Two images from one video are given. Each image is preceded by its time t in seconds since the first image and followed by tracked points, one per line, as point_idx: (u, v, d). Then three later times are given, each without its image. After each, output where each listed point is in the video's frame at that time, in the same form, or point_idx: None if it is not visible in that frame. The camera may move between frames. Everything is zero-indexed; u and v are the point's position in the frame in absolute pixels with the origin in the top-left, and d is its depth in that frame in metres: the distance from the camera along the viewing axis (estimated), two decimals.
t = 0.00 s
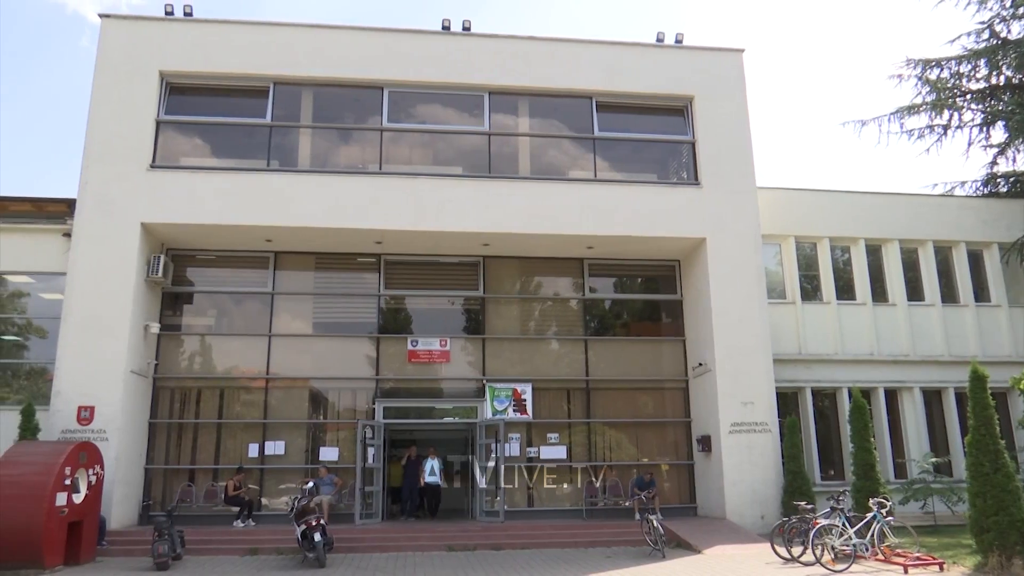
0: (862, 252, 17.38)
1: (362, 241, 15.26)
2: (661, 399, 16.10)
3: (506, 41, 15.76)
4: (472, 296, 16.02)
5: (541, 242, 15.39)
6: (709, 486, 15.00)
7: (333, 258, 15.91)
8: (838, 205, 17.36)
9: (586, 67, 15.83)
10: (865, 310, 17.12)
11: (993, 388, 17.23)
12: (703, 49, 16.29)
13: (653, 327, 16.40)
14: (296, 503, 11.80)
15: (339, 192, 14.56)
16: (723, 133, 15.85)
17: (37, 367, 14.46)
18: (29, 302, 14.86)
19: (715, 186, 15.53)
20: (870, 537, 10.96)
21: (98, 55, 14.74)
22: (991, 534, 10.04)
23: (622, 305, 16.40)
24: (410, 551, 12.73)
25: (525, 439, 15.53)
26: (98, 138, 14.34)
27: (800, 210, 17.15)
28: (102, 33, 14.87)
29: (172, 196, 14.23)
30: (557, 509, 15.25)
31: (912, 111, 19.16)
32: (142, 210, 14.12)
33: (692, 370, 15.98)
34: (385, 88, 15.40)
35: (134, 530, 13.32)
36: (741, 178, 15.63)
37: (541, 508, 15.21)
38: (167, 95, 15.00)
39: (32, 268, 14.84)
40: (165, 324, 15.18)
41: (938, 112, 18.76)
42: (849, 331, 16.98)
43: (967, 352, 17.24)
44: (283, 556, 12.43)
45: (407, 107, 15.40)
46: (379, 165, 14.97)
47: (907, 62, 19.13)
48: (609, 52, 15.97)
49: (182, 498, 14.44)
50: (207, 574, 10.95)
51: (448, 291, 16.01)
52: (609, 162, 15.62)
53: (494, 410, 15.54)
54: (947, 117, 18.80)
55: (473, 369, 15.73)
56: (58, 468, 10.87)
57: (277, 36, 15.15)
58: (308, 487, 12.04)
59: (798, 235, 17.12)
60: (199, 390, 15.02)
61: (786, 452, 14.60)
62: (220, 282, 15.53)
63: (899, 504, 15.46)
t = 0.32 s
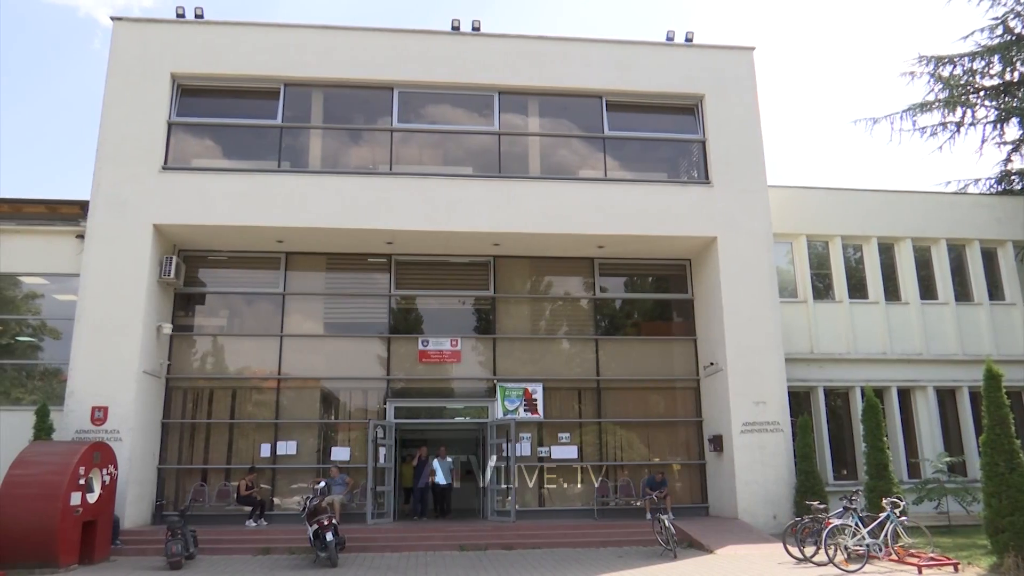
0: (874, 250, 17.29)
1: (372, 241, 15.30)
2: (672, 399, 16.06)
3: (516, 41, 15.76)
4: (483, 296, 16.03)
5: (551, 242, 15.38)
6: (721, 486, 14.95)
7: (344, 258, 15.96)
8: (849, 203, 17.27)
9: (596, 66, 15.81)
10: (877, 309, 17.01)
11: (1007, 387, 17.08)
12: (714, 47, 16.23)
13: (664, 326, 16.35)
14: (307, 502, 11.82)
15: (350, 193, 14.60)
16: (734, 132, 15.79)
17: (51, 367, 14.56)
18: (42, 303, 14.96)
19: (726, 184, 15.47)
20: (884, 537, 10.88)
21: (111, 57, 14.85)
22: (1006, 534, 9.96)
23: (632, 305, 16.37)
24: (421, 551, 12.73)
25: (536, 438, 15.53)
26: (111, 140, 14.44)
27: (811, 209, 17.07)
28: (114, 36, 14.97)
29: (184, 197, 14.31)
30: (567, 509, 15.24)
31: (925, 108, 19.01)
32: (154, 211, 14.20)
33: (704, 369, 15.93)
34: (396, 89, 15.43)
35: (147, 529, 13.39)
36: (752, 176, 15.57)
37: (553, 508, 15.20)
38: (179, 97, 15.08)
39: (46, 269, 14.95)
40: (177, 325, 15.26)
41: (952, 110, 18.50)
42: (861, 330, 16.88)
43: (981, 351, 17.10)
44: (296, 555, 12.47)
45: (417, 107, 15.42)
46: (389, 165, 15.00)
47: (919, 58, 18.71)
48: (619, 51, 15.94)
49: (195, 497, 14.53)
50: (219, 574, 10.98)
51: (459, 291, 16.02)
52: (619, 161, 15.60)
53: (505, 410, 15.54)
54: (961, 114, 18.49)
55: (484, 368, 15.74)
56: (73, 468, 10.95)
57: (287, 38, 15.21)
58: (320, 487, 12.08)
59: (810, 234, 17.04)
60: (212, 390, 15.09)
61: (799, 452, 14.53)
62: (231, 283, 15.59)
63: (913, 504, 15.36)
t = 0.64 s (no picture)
0: (886, 248, 17.20)
1: (382, 241, 15.33)
2: (683, 399, 16.02)
3: (525, 41, 15.75)
4: (493, 296, 16.03)
5: (561, 241, 15.37)
6: (732, 485, 14.90)
7: (354, 258, 15.99)
8: (861, 201, 17.18)
9: (605, 65, 15.78)
10: (889, 308, 16.92)
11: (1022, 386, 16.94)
12: (723, 46, 16.17)
13: (675, 326, 16.32)
14: (318, 502, 11.87)
15: (360, 193, 14.63)
16: (744, 131, 15.73)
17: (64, 368, 14.66)
18: (56, 304, 15.06)
19: (736, 183, 15.42)
20: (896, 537, 10.81)
21: (123, 59, 14.93)
22: (1020, 535, 9.89)
23: (643, 304, 16.34)
24: (432, 550, 12.75)
25: (547, 438, 15.53)
26: (122, 142, 14.52)
27: (822, 207, 16.99)
28: (125, 38, 15.05)
29: (195, 198, 14.37)
30: (578, 509, 15.23)
31: (937, 105, 18.87)
32: (166, 213, 14.28)
33: (714, 369, 15.89)
34: (405, 89, 15.45)
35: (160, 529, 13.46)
36: (762, 175, 15.51)
37: (563, 508, 15.19)
38: (189, 98, 15.15)
39: (59, 270, 15.04)
40: (189, 325, 15.33)
41: (963, 107, 18.44)
42: (873, 329, 16.79)
43: (995, 350, 16.98)
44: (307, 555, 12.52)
45: (426, 108, 15.44)
46: (399, 165, 15.02)
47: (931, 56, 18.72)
48: (628, 50, 15.91)
49: (207, 497, 14.60)
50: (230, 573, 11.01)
51: (469, 291, 16.04)
52: (628, 161, 15.57)
53: (516, 409, 15.54)
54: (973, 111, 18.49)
55: (494, 368, 15.74)
56: (86, 467, 11.02)
57: (297, 39, 15.26)
58: (331, 487, 12.13)
59: (821, 232, 16.96)
60: (223, 390, 15.16)
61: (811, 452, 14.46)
62: (243, 283, 15.65)
63: (926, 504, 15.27)
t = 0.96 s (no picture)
0: (899, 247, 17.10)
1: (393, 242, 15.35)
2: (694, 398, 15.97)
3: (534, 41, 15.74)
4: (503, 296, 16.03)
5: (571, 241, 15.36)
6: (744, 485, 14.84)
7: (365, 259, 16.03)
8: (872, 199, 17.07)
9: (615, 64, 15.75)
10: (902, 306, 16.82)
11: None
12: (733, 44, 16.11)
13: (686, 325, 16.27)
14: (329, 502, 11.89)
15: (370, 194, 14.67)
16: (754, 129, 15.67)
17: (78, 369, 14.77)
18: (69, 305, 15.17)
19: (747, 181, 15.36)
20: (910, 537, 10.72)
21: (134, 62, 15.03)
22: None
23: (653, 303, 16.29)
24: (444, 550, 12.77)
25: (558, 438, 15.52)
26: (134, 144, 14.61)
27: (834, 205, 16.91)
28: (137, 41, 15.14)
29: (206, 200, 14.44)
30: (589, 509, 15.21)
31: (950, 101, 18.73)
32: (177, 214, 14.35)
33: (725, 368, 15.84)
34: (414, 89, 15.47)
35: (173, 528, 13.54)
36: (773, 173, 15.44)
37: (574, 507, 15.18)
38: (200, 100, 15.22)
39: (73, 271, 15.15)
40: (201, 326, 15.41)
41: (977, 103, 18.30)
42: (886, 328, 16.69)
43: (1009, 348, 16.83)
44: (319, 555, 12.57)
45: (436, 108, 15.45)
46: (409, 166, 15.04)
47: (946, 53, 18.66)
48: (637, 49, 15.87)
49: (219, 497, 14.67)
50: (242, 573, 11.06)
51: (479, 291, 16.04)
52: (638, 160, 15.54)
53: (526, 409, 15.53)
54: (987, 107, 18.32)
55: (504, 368, 15.74)
56: (99, 467, 11.08)
57: (307, 40, 15.31)
58: (342, 487, 12.17)
59: (833, 231, 16.87)
60: (235, 390, 15.23)
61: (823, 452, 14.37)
62: (254, 284, 15.72)
63: (940, 503, 15.16)
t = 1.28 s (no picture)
0: (913, 245, 16.98)
1: (404, 242, 15.38)
2: (707, 397, 15.91)
3: (545, 40, 15.73)
4: (515, 295, 16.03)
5: (582, 240, 15.34)
6: (757, 485, 14.77)
7: (376, 259, 16.06)
8: (886, 197, 16.96)
9: (625, 63, 15.72)
10: (916, 305, 16.70)
11: None
12: (744, 41, 16.03)
13: (698, 324, 16.22)
14: (343, 502, 11.94)
15: (381, 194, 14.70)
16: (766, 128, 15.59)
17: (93, 369, 14.88)
18: (84, 307, 15.29)
19: (759, 180, 15.28)
20: (926, 537, 10.63)
21: (147, 65, 15.12)
22: None
23: (665, 302, 16.24)
24: (456, 549, 12.81)
25: (570, 437, 15.51)
26: (147, 146, 14.70)
27: (847, 203, 16.81)
28: (150, 44, 15.23)
29: (218, 201, 14.52)
30: (602, 509, 15.19)
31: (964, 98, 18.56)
32: (190, 215, 14.43)
33: (738, 367, 15.77)
34: (425, 90, 15.49)
35: (187, 528, 13.62)
36: (785, 171, 15.37)
37: (587, 507, 15.16)
38: (213, 102, 15.29)
39: (87, 273, 15.26)
40: (214, 327, 15.49)
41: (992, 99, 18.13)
42: (900, 327, 16.58)
43: None
44: (332, 554, 12.62)
45: (446, 108, 15.47)
46: (420, 166, 15.06)
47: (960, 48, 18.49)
48: (648, 48, 15.83)
49: (233, 497, 14.74)
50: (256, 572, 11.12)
51: (491, 291, 16.04)
52: (650, 159, 15.50)
53: (538, 409, 15.52)
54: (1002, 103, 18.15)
55: (516, 368, 15.74)
56: (114, 467, 11.16)
57: (318, 41, 15.36)
58: (355, 487, 12.22)
59: (847, 229, 16.77)
60: (248, 390, 15.30)
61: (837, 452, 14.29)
62: (266, 285, 15.78)
63: (956, 503, 15.04)
